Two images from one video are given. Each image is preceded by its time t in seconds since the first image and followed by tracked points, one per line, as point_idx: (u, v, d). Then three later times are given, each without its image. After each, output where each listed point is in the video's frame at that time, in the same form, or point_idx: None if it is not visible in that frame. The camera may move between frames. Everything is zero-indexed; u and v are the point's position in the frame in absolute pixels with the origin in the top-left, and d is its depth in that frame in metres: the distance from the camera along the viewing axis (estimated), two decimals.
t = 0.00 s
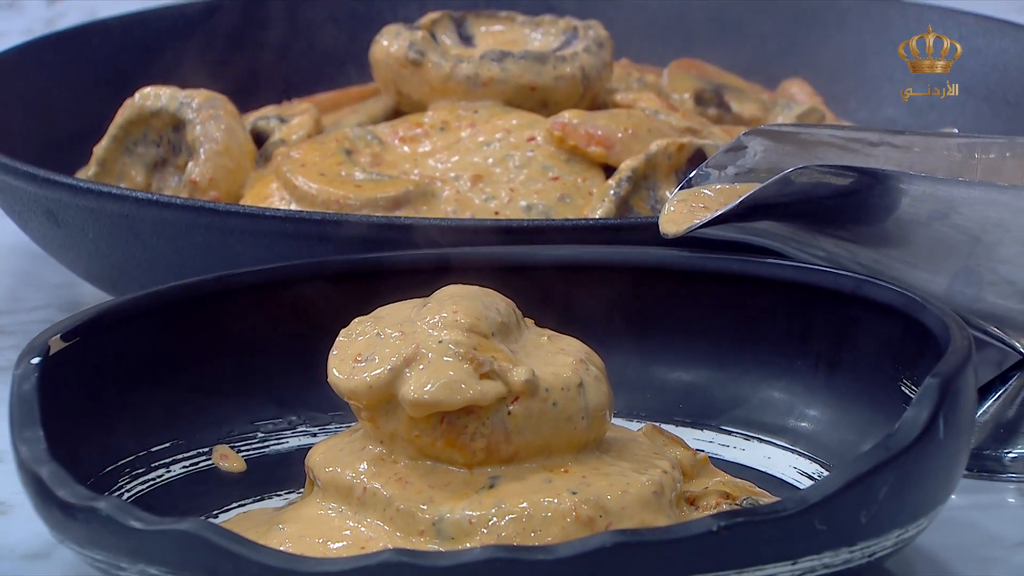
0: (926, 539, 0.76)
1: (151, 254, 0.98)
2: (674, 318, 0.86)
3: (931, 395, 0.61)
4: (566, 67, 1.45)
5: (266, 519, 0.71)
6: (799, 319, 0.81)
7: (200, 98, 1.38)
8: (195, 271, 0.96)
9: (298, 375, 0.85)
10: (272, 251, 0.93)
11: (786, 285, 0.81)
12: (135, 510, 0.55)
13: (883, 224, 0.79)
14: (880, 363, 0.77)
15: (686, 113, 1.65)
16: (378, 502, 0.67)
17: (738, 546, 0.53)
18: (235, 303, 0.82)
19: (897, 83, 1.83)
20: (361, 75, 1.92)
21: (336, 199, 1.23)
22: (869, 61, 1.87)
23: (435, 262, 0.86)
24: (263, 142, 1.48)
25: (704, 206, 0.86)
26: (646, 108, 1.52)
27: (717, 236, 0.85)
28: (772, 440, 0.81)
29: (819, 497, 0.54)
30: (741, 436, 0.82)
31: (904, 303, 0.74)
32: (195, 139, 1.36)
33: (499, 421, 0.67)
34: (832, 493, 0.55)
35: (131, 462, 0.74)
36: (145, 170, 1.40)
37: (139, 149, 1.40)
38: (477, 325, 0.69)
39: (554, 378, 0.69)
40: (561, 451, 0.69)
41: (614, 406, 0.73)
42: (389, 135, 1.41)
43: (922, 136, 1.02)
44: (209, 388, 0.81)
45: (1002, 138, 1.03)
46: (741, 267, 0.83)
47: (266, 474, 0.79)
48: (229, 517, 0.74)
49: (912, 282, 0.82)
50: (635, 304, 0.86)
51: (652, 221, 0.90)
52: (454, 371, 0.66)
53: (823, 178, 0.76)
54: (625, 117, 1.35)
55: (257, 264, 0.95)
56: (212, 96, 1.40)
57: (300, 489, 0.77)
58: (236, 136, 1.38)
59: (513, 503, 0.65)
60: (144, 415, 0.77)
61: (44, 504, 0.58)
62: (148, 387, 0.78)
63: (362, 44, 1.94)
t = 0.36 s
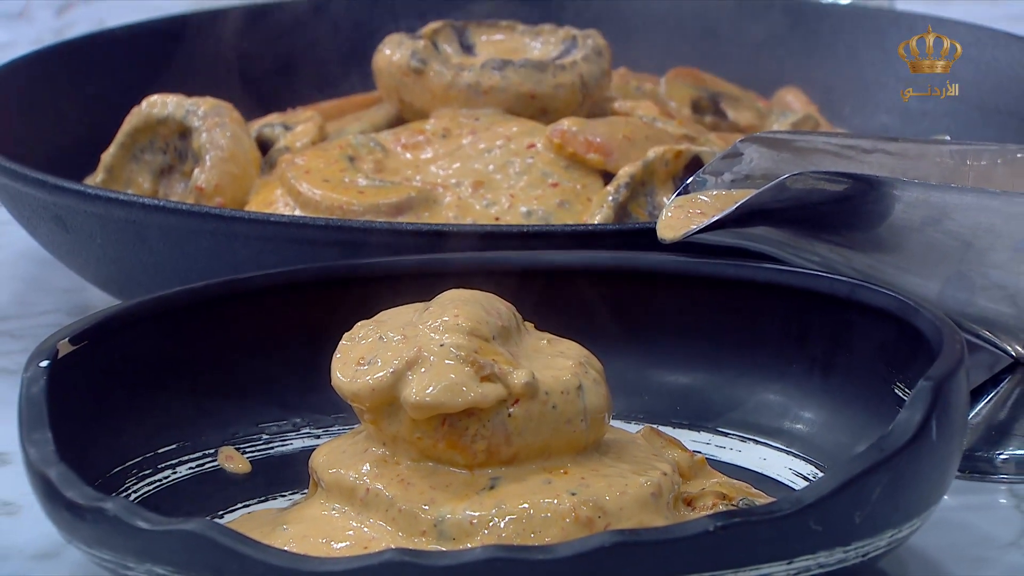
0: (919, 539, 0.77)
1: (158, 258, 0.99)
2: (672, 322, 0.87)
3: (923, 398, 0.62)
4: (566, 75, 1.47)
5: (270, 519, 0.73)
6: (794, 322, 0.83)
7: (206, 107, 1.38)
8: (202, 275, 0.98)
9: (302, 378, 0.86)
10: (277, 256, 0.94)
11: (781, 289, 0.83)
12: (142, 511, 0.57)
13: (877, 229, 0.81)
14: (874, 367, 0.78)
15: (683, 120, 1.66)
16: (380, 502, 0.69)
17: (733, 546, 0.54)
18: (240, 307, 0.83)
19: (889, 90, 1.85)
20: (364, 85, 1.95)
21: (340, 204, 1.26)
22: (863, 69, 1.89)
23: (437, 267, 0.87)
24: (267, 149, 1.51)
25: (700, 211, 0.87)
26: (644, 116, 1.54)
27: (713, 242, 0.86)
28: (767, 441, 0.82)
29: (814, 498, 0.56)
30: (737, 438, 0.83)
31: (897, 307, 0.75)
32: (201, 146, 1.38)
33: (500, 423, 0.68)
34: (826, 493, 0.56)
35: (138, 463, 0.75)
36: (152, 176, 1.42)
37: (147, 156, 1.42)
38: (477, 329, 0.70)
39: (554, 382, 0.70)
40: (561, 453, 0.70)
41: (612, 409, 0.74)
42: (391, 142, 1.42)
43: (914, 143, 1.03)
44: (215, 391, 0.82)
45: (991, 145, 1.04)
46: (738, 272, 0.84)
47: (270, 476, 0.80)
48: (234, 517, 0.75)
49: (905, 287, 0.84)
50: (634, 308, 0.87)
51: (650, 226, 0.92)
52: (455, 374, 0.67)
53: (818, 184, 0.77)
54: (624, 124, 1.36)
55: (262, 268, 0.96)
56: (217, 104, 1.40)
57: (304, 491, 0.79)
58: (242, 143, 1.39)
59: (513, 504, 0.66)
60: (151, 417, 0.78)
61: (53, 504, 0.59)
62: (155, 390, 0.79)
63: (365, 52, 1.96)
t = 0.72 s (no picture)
0: (912, 538, 0.79)
1: (165, 262, 1.01)
2: (669, 324, 0.88)
3: (916, 399, 0.64)
4: (565, 83, 1.48)
5: (275, 518, 0.74)
6: (789, 324, 0.84)
7: (212, 113, 1.41)
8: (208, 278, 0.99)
9: (306, 379, 0.88)
10: (281, 259, 0.96)
11: (777, 292, 0.84)
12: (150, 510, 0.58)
13: (871, 233, 0.82)
14: (868, 368, 0.80)
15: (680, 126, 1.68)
16: (383, 501, 0.70)
17: (729, 544, 0.55)
18: (245, 309, 0.85)
19: (882, 98, 1.85)
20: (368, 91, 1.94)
21: (343, 209, 1.27)
22: (857, 76, 1.90)
23: (438, 270, 0.89)
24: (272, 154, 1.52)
25: (697, 216, 0.88)
26: (642, 122, 1.55)
27: (709, 245, 0.88)
28: (763, 441, 0.83)
29: (809, 496, 0.57)
30: (733, 438, 0.84)
31: (890, 309, 0.77)
32: (208, 151, 1.39)
33: (500, 423, 0.70)
34: (820, 492, 0.58)
35: (145, 463, 0.77)
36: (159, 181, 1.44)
37: (154, 162, 1.44)
38: (478, 331, 0.72)
39: (554, 383, 0.72)
40: (560, 453, 0.72)
41: (610, 409, 0.76)
42: (394, 148, 1.43)
43: (907, 148, 1.05)
44: (221, 392, 0.84)
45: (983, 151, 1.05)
46: (733, 275, 0.86)
47: (274, 476, 0.81)
48: (240, 516, 0.76)
49: (897, 289, 0.86)
50: (632, 310, 0.89)
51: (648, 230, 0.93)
52: (456, 376, 0.69)
53: (813, 189, 0.78)
54: (622, 129, 1.38)
55: (266, 271, 0.97)
56: (223, 111, 1.43)
57: (308, 489, 0.80)
58: (248, 148, 1.41)
59: (513, 503, 0.68)
60: (158, 417, 0.80)
61: (61, 503, 0.60)
62: (162, 391, 0.80)
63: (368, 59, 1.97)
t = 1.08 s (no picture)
0: (906, 535, 0.80)
1: (172, 263, 1.03)
2: (666, 324, 0.90)
3: (909, 398, 0.65)
4: (564, 87, 1.50)
5: (280, 515, 0.76)
6: (785, 325, 0.86)
7: (218, 117, 1.42)
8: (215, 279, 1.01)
9: (310, 378, 0.89)
10: (286, 261, 0.97)
11: (773, 292, 0.86)
12: (156, 506, 0.60)
13: (865, 234, 0.84)
14: (862, 367, 0.81)
15: (677, 130, 1.70)
16: (386, 498, 0.72)
17: (724, 540, 0.57)
18: (249, 310, 0.86)
19: (875, 101, 1.87)
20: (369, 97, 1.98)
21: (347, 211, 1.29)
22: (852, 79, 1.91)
23: (440, 271, 0.90)
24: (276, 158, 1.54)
25: (693, 218, 0.90)
26: (640, 126, 1.57)
27: (705, 247, 0.89)
28: (758, 439, 0.85)
29: (804, 494, 0.59)
30: (729, 436, 0.86)
31: (884, 310, 0.78)
32: (213, 155, 1.41)
33: (500, 422, 0.71)
34: (815, 489, 0.59)
35: (152, 460, 0.78)
36: (166, 184, 1.46)
37: (161, 165, 1.46)
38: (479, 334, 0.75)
39: (553, 382, 0.73)
40: (560, 451, 0.73)
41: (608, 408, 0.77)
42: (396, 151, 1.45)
43: (901, 152, 1.06)
44: (226, 391, 0.85)
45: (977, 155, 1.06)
46: (730, 276, 0.87)
47: (279, 472, 0.84)
48: (245, 513, 0.79)
49: (889, 290, 0.88)
50: (630, 310, 0.90)
51: (645, 232, 0.95)
52: (457, 375, 0.70)
53: (807, 192, 0.80)
54: (620, 133, 1.40)
55: (271, 273, 0.99)
56: (229, 114, 1.45)
57: (312, 487, 0.83)
58: (253, 152, 1.43)
59: (514, 500, 0.69)
60: (164, 415, 0.81)
61: (70, 500, 0.62)
62: (168, 389, 0.82)
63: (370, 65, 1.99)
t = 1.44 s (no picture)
0: (898, 529, 0.82)
1: (179, 263, 1.04)
2: (663, 323, 0.91)
3: (901, 395, 0.67)
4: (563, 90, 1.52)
5: (284, 510, 0.78)
6: (780, 324, 0.87)
7: (224, 119, 1.45)
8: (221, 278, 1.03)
9: (313, 376, 0.91)
10: (290, 260, 0.99)
11: (768, 291, 0.88)
12: (162, 501, 0.61)
13: (857, 234, 0.85)
14: (856, 365, 0.83)
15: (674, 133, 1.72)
16: (388, 493, 0.73)
17: (719, 534, 0.58)
18: (254, 309, 0.88)
19: (870, 104, 1.88)
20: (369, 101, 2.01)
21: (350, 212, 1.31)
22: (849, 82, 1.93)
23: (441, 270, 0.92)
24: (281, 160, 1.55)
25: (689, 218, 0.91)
26: (637, 129, 1.59)
27: (701, 247, 0.91)
28: (754, 436, 0.87)
29: (797, 489, 0.60)
30: (725, 433, 0.88)
31: (877, 309, 0.80)
32: (219, 157, 1.43)
33: (501, 419, 0.73)
34: (808, 485, 0.61)
35: (159, 456, 0.80)
36: (173, 185, 1.48)
37: (168, 167, 1.48)
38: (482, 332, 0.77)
39: (552, 379, 0.75)
40: (559, 447, 0.75)
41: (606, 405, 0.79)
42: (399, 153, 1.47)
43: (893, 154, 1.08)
44: (232, 388, 0.87)
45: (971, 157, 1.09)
46: (726, 276, 0.89)
47: (284, 468, 0.86)
48: (250, 507, 0.81)
49: (881, 288, 0.90)
50: (628, 309, 0.92)
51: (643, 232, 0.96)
52: (459, 373, 0.73)
53: (800, 193, 0.81)
54: (618, 136, 1.42)
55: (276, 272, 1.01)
56: (234, 117, 1.47)
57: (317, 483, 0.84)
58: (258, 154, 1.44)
59: (514, 494, 0.71)
60: (170, 412, 0.83)
61: (79, 495, 0.63)
62: (174, 387, 0.83)
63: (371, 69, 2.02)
